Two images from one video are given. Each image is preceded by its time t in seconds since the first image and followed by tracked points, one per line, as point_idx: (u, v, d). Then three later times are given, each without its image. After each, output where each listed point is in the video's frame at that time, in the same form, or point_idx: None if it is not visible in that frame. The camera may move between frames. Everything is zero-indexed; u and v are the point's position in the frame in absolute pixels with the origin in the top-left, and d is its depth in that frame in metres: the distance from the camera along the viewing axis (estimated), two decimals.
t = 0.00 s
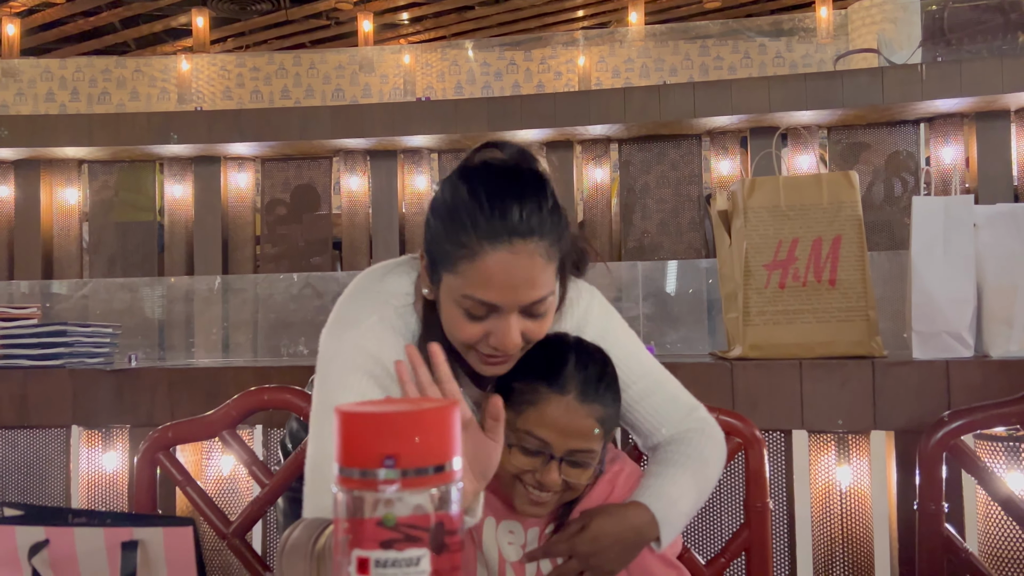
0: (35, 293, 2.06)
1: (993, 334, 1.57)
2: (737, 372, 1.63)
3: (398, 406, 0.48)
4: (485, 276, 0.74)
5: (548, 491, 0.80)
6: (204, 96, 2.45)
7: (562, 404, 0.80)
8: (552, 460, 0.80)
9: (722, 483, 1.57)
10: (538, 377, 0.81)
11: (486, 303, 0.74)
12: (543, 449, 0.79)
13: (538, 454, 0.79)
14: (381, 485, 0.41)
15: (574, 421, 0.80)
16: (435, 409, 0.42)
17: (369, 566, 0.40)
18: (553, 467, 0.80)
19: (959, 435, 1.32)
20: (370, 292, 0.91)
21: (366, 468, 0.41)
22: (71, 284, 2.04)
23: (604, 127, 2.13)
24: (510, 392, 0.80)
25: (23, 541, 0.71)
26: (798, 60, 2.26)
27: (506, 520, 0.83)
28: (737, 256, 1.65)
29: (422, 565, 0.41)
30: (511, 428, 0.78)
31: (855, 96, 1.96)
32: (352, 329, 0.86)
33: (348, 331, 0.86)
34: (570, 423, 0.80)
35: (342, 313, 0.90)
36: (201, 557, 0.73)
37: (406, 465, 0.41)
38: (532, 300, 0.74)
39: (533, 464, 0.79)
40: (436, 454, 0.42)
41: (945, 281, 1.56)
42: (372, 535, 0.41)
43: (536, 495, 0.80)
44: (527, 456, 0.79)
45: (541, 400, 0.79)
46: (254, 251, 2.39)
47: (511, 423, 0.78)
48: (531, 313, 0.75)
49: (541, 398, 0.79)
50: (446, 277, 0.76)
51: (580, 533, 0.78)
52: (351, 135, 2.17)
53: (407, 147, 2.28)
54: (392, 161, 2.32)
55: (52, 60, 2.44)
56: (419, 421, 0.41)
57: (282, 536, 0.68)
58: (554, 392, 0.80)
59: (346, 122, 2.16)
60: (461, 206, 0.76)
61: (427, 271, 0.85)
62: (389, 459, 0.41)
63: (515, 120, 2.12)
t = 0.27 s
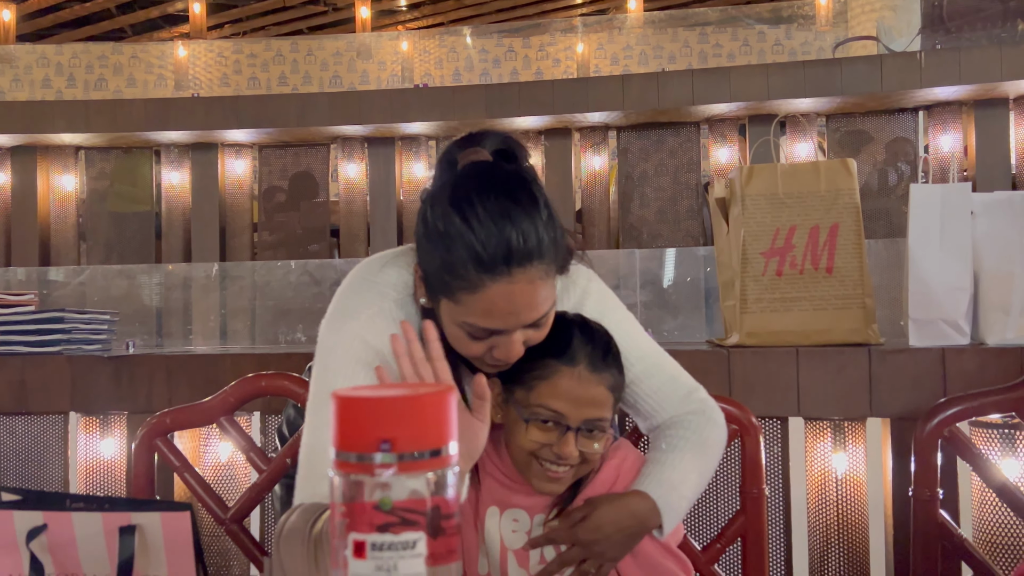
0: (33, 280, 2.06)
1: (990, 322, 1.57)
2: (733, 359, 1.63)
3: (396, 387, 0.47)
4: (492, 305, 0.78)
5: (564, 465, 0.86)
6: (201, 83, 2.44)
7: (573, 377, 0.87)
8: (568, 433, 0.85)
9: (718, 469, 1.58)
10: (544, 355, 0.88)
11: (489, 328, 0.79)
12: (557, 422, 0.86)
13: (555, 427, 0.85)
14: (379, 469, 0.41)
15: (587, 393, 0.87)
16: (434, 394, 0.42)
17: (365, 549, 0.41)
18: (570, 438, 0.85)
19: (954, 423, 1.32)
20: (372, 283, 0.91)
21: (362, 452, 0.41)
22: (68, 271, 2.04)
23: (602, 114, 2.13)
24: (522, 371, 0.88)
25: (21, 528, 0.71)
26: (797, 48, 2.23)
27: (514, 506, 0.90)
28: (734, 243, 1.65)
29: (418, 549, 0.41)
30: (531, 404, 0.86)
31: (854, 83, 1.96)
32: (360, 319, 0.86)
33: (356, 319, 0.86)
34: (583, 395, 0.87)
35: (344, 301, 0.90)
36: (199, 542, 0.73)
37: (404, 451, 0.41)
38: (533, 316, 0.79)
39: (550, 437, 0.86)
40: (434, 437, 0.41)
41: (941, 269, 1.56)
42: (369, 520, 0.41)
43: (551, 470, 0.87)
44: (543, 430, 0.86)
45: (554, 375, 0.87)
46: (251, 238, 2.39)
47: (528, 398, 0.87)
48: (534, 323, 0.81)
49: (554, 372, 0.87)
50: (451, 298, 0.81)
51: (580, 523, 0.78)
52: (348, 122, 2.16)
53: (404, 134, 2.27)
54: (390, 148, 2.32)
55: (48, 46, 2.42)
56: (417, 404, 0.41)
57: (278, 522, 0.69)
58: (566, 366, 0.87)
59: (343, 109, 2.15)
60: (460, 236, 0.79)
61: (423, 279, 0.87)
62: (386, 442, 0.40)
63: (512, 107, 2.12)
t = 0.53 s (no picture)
0: (27, 264, 2.05)
1: (984, 307, 1.57)
2: (729, 343, 1.64)
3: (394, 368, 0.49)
4: (496, 292, 0.78)
5: (579, 437, 0.90)
6: (196, 66, 2.43)
7: (588, 348, 0.91)
8: (584, 402, 0.88)
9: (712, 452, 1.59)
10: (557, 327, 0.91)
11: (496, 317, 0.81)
12: (574, 392, 0.88)
13: (572, 397, 0.88)
14: (370, 447, 0.42)
15: (603, 363, 0.91)
16: (425, 375, 0.43)
17: (358, 526, 0.42)
18: (587, 408, 0.88)
19: (948, 405, 1.32)
20: (363, 274, 0.93)
21: (355, 431, 0.42)
22: (63, 255, 2.04)
23: (599, 98, 2.12)
24: (537, 343, 0.91)
25: (15, 508, 0.71)
26: (795, 32, 2.23)
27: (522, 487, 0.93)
28: (729, 227, 1.65)
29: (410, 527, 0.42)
30: (548, 375, 0.90)
31: (851, 67, 1.95)
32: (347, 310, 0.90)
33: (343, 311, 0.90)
34: (596, 364, 0.90)
35: (333, 292, 0.93)
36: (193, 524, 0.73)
37: (395, 428, 0.42)
38: (537, 298, 0.80)
39: (568, 408, 0.88)
40: (424, 418, 0.43)
41: (936, 252, 1.56)
42: (361, 499, 0.42)
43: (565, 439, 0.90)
44: (559, 402, 0.89)
45: (571, 346, 0.90)
46: (247, 223, 2.38)
47: (545, 369, 0.90)
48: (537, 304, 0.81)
49: (569, 344, 0.90)
50: (454, 289, 0.81)
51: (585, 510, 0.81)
52: (344, 106, 2.15)
53: (400, 118, 2.26)
54: (386, 132, 2.31)
55: (41, 29, 2.41)
56: (406, 386, 0.42)
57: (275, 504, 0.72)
58: (581, 337, 0.91)
59: (338, 93, 2.14)
60: (454, 227, 0.79)
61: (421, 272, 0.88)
62: (377, 422, 0.42)
63: (509, 91, 2.11)
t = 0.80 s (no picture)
0: (21, 257, 2.05)
1: (975, 299, 1.59)
2: (721, 337, 1.64)
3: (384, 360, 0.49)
4: (490, 269, 0.77)
5: (573, 429, 0.89)
6: (190, 59, 2.42)
7: (586, 341, 0.90)
8: (578, 396, 0.89)
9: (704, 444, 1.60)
10: (554, 320, 0.92)
11: (490, 295, 0.79)
12: (570, 386, 0.89)
13: (567, 391, 0.88)
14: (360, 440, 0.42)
15: (599, 356, 0.91)
16: (415, 367, 0.43)
17: (349, 518, 0.43)
18: (581, 404, 0.89)
19: (938, 398, 1.33)
20: (352, 270, 0.93)
21: (345, 424, 0.42)
22: (56, 248, 2.03)
23: (593, 92, 2.12)
24: (535, 338, 0.91)
25: (7, 501, 0.71)
26: (789, 26, 2.16)
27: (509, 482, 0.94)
28: (723, 221, 1.66)
29: (401, 519, 0.43)
30: (545, 369, 0.90)
31: (845, 61, 1.95)
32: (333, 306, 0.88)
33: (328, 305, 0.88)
34: (588, 358, 0.90)
35: (321, 288, 0.92)
36: (186, 517, 0.73)
37: (384, 423, 0.42)
38: (530, 275, 0.78)
39: (563, 403, 0.89)
40: (415, 411, 0.43)
41: (928, 245, 1.56)
42: (353, 492, 0.43)
43: (558, 435, 0.90)
44: (554, 396, 0.89)
45: (569, 340, 0.90)
46: (241, 216, 2.38)
47: (541, 364, 0.90)
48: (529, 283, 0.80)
49: (566, 338, 0.90)
50: (449, 276, 0.80)
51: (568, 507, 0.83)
52: (337, 98, 2.15)
53: (394, 111, 2.26)
54: (380, 125, 2.31)
55: (34, 21, 2.40)
56: (398, 379, 0.42)
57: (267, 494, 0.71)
58: (578, 330, 0.91)
59: (332, 85, 2.13)
60: (439, 211, 0.79)
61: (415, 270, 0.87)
62: (369, 415, 0.42)
63: (503, 84, 2.11)
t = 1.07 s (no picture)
0: (10, 254, 2.04)
1: (968, 296, 1.58)
2: (715, 334, 1.64)
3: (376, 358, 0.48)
4: (496, 228, 0.80)
5: (569, 425, 0.89)
6: (182, 55, 2.41)
7: (582, 335, 0.90)
8: (574, 391, 0.88)
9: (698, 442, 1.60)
10: (549, 314, 0.91)
11: (502, 253, 0.79)
12: (566, 380, 0.88)
13: (564, 385, 0.88)
14: (351, 439, 0.42)
15: (595, 351, 0.90)
16: (407, 367, 0.43)
17: (339, 518, 0.42)
18: (578, 398, 0.88)
19: (932, 396, 1.33)
20: (337, 265, 0.92)
21: (336, 423, 0.42)
22: (46, 245, 2.02)
23: (587, 89, 2.12)
24: (531, 333, 0.91)
25: None
26: (783, 24, 2.20)
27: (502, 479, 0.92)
28: (716, 219, 1.66)
29: (392, 519, 0.42)
30: (541, 364, 0.89)
31: (838, 59, 1.96)
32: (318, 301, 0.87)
33: (314, 301, 0.88)
34: (583, 352, 0.89)
35: (308, 282, 0.91)
36: (176, 517, 0.73)
37: (376, 422, 0.42)
38: (535, 238, 0.81)
39: (559, 397, 0.88)
40: (407, 411, 0.43)
41: (921, 243, 1.57)
42: (343, 491, 0.43)
43: (553, 430, 0.90)
44: (549, 390, 0.88)
45: (565, 335, 0.90)
46: (233, 213, 2.37)
47: (536, 360, 0.90)
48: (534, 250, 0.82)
49: (562, 333, 0.90)
50: (455, 246, 0.81)
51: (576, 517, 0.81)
52: (330, 95, 2.14)
53: (387, 108, 2.26)
54: (373, 122, 2.30)
55: (25, 16, 2.38)
56: (389, 378, 0.42)
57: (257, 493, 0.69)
58: (574, 323, 0.91)
59: (325, 81, 2.12)
60: (440, 180, 0.82)
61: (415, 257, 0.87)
62: (360, 414, 0.42)
63: (497, 81, 2.10)
